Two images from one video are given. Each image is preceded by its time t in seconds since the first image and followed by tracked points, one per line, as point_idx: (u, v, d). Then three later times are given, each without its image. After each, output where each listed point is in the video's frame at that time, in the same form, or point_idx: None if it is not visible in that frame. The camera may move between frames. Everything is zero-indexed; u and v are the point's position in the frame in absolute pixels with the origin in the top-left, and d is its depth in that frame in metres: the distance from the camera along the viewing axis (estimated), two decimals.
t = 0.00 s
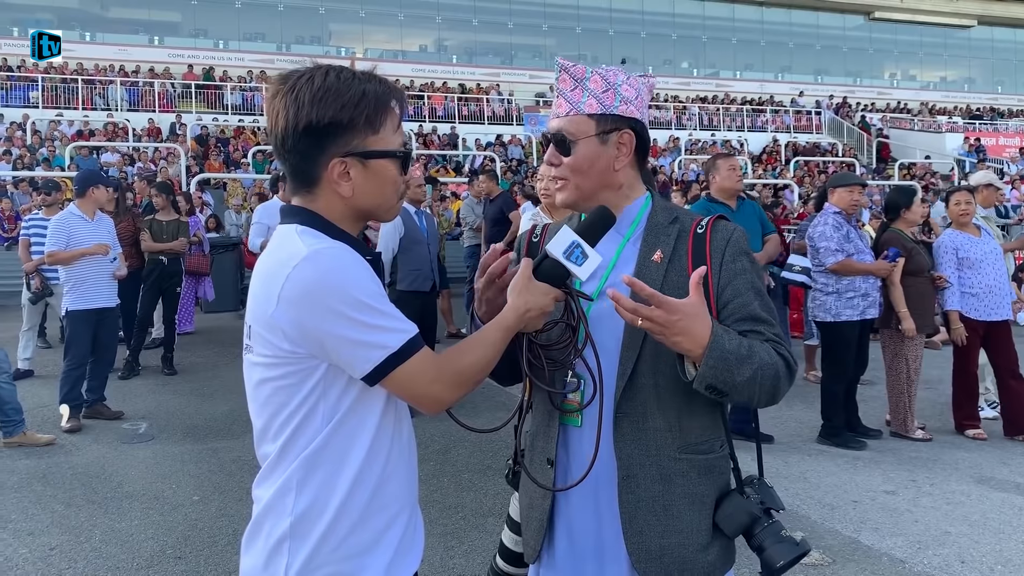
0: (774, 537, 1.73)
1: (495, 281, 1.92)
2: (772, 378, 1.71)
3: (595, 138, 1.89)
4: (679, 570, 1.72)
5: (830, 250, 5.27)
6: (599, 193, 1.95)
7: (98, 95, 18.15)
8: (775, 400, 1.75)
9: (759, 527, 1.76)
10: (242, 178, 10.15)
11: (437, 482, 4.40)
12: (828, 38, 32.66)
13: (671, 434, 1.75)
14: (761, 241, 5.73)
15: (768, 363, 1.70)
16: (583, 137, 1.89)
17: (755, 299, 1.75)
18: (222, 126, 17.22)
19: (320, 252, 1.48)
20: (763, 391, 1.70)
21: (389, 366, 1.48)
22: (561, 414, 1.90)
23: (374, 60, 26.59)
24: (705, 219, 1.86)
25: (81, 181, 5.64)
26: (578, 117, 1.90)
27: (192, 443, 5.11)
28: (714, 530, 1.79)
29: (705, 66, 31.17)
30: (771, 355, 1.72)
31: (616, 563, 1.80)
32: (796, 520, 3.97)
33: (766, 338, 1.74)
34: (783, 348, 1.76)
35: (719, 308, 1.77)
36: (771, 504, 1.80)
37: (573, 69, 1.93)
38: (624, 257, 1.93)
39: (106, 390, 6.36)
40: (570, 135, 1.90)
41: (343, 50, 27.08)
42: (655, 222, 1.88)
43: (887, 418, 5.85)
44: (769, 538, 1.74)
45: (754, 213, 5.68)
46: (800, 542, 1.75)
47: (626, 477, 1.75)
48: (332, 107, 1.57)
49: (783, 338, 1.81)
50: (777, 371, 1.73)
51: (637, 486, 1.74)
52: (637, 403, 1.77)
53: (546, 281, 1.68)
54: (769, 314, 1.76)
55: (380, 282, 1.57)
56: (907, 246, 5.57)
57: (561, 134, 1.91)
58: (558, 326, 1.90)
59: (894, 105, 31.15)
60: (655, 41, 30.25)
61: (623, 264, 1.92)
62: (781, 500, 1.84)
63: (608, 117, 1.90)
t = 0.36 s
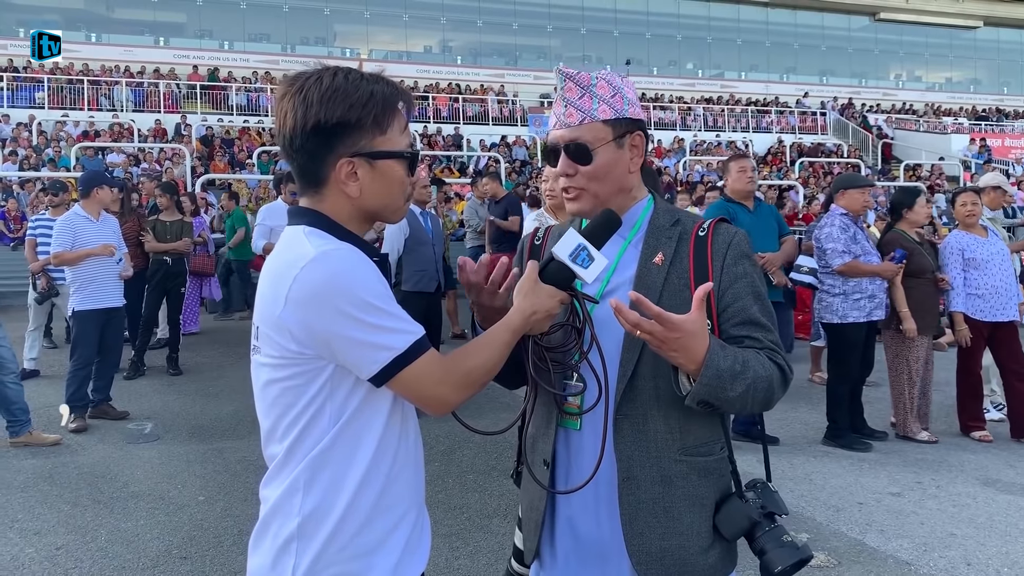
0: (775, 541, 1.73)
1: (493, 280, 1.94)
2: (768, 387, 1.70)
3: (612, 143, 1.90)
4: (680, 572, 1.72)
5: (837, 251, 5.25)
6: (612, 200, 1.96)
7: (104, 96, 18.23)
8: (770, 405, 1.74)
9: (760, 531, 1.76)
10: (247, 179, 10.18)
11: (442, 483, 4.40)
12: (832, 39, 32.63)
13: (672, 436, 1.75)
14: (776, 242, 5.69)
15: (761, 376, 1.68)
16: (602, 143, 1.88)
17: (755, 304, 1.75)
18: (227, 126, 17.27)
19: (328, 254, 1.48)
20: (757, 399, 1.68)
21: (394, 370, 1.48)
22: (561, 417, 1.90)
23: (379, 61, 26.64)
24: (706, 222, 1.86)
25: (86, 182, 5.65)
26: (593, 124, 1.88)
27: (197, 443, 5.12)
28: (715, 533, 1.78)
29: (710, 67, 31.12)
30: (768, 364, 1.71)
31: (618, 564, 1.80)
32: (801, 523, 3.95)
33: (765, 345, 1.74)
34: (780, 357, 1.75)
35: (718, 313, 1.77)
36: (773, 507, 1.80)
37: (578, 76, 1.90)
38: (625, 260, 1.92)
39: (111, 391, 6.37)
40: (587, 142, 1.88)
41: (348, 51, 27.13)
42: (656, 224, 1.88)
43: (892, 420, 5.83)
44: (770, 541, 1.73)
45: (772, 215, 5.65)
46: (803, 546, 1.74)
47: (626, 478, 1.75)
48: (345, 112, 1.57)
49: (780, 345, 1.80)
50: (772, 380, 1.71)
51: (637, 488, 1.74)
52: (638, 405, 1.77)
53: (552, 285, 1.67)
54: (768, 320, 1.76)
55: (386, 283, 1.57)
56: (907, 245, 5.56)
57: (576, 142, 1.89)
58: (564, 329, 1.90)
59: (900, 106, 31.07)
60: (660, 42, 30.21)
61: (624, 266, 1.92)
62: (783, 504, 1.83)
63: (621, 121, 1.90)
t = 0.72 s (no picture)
0: (778, 540, 1.72)
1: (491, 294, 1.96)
2: (773, 387, 1.68)
3: (633, 136, 1.90)
4: (683, 573, 1.71)
5: (843, 253, 5.23)
6: (623, 192, 1.93)
7: (108, 96, 18.26)
8: (778, 404, 1.73)
9: (763, 530, 1.75)
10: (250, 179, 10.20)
11: (444, 484, 4.39)
12: (836, 40, 32.61)
13: (675, 438, 1.73)
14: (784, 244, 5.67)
15: (765, 378, 1.67)
16: (625, 132, 1.88)
17: (756, 303, 1.73)
18: (230, 127, 17.28)
19: (330, 256, 1.47)
20: (764, 401, 1.67)
21: (395, 371, 1.47)
22: (563, 419, 1.90)
23: (382, 62, 26.66)
24: (706, 223, 1.85)
25: (88, 185, 5.67)
26: (618, 112, 1.89)
27: (201, 444, 5.12)
28: (718, 534, 1.77)
29: (713, 68, 31.12)
30: (770, 365, 1.69)
31: (621, 566, 1.79)
32: (804, 524, 3.94)
33: (766, 344, 1.72)
34: (784, 355, 1.73)
35: (720, 312, 1.75)
36: (775, 507, 1.79)
37: (612, 65, 1.89)
38: (625, 261, 1.91)
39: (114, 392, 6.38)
40: (612, 129, 1.88)
41: (351, 52, 27.15)
42: (656, 225, 1.87)
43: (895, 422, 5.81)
44: (773, 541, 1.72)
45: (781, 217, 5.63)
46: (805, 545, 1.73)
47: (629, 480, 1.74)
48: (357, 108, 1.57)
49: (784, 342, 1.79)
50: (777, 381, 1.70)
51: (640, 490, 1.73)
52: (640, 406, 1.76)
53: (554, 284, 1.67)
54: (771, 319, 1.75)
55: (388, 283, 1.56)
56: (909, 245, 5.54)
57: (598, 129, 1.88)
58: (566, 330, 1.89)
59: (903, 106, 31.01)
60: (663, 43, 30.23)
61: (625, 268, 1.90)
62: (785, 503, 1.82)
63: (644, 116, 1.93)
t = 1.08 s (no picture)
0: (774, 541, 1.71)
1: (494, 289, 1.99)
2: (779, 376, 1.67)
3: (637, 129, 1.89)
4: (679, 571, 1.70)
5: (844, 252, 5.23)
6: (626, 186, 1.92)
7: (106, 95, 18.25)
8: (779, 401, 1.70)
9: (759, 530, 1.74)
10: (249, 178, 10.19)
11: (443, 483, 4.39)
12: (835, 39, 32.62)
13: (674, 434, 1.74)
14: (785, 243, 5.66)
15: (777, 359, 1.67)
16: (628, 126, 1.87)
17: (759, 301, 1.74)
18: (229, 126, 17.27)
19: (328, 253, 1.48)
20: (770, 382, 1.64)
21: (392, 369, 1.47)
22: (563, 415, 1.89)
23: (381, 61, 26.63)
24: (709, 222, 1.85)
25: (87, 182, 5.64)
26: (622, 105, 1.88)
27: (199, 443, 5.11)
28: (715, 532, 1.77)
29: (712, 67, 31.13)
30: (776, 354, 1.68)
31: (617, 563, 1.79)
32: (803, 524, 3.94)
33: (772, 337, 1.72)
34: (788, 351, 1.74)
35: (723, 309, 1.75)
36: (772, 507, 1.78)
37: (617, 62, 1.90)
38: (628, 258, 1.91)
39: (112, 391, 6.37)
40: (614, 122, 1.87)
41: (350, 51, 27.13)
42: (659, 223, 1.87)
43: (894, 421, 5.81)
44: (769, 542, 1.72)
45: (782, 216, 5.64)
46: (802, 546, 1.72)
47: (629, 475, 1.74)
48: (355, 104, 1.57)
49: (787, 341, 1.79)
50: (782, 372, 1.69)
51: (639, 486, 1.73)
52: (640, 402, 1.76)
53: (553, 282, 1.67)
54: (772, 317, 1.75)
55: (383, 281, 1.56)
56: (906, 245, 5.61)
57: (602, 121, 1.87)
58: (566, 327, 1.88)
59: (902, 106, 31.02)
60: (662, 42, 30.24)
61: (627, 265, 1.90)
62: (783, 505, 1.82)
63: (648, 111, 1.91)
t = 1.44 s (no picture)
0: (776, 537, 1.72)
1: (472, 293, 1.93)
2: (766, 383, 1.69)
3: (627, 132, 1.89)
4: (683, 571, 1.71)
5: (844, 251, 5.23)
6: (618, 189, 1.93)
7: (105, 94, 18.21)
8: (769, 404, 1.73)
9: (761, 527, 1.75)
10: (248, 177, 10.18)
11: (442, 482, 4.39)
12: (834, 38, 32.63)
13: (674, 435, 1.74)
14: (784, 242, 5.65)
15: (759, 376, 1.67)
16: (618, 129, 1.88)
17: (756, 301, 1.74)
18: (228, 125, 17.26)
19: (326, 253, 1.48)
20: (754, 398, 1.67)
21: (391, 368, 1.47)
22: (562, 417, 1.90)
23: (380, 60, 26.61)
24: (705, 220, 1.85)
25: (88, 181, 5.62)
26: (612, 109, 1.88)
27: (197, 442, 5.11)
28: (716, 531, 1.78)
29: (712, 66, 31.15)
30: (765, 364, 1.69)
31: (620, 561, 1.79)
32: (802, 522, 3.95)
33: (764, 342, 1.72)
34: (781, 355, 1.74)
35: (719, 310, 1.75)
36: (772, 504, 1.79)
37: (606, 63, 1.89)
38: (625, 259, 1.91)
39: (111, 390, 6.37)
40: (604, 127, 1.87)
41: (349, 50, 27.10)
42: (655, 222, 1.87)
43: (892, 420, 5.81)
44: (771, 538, 1.72)
45: (780, 215, 5.63)
46: (803, 541, 1.73)
47: (630, 477, 1.74)
48: (355, 103, 1.58)
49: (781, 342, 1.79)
50: (770, 379, 1.70)
51: (640, 488, 1.73)
52: (639, 404, 1.76)
53: (551, 282, 1.67)
54: (769, 318, 1.75)
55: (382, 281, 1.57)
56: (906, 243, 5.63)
57: (593, 125, 1.88)
58: (563, 327, 1.89)
59: (900, 105, 31.04)
60: (661, 41, 30.24)
61: (624, 265, 1.90)
62: (783, 499, 1.83)
63: (638, 112, 1.91)
